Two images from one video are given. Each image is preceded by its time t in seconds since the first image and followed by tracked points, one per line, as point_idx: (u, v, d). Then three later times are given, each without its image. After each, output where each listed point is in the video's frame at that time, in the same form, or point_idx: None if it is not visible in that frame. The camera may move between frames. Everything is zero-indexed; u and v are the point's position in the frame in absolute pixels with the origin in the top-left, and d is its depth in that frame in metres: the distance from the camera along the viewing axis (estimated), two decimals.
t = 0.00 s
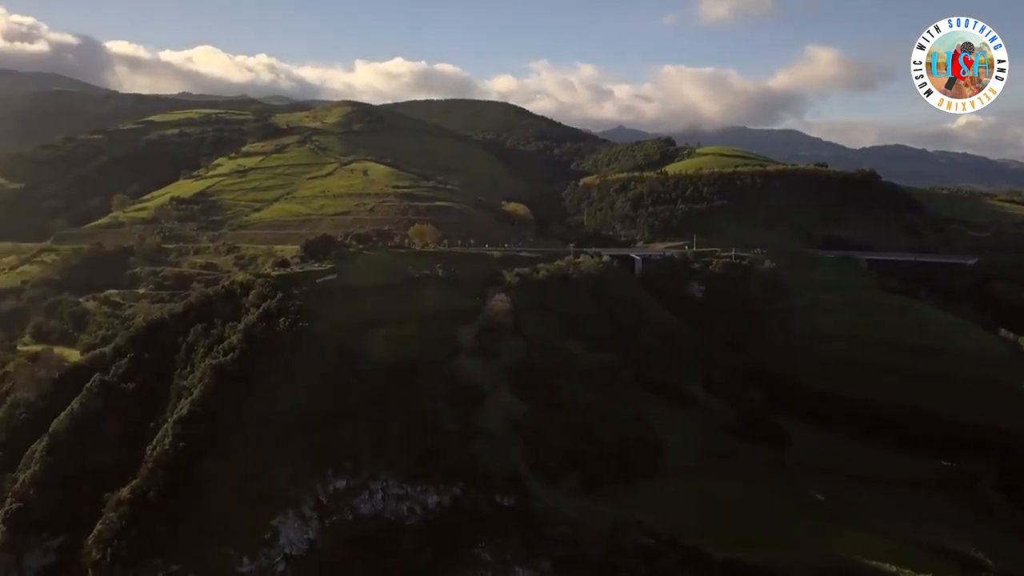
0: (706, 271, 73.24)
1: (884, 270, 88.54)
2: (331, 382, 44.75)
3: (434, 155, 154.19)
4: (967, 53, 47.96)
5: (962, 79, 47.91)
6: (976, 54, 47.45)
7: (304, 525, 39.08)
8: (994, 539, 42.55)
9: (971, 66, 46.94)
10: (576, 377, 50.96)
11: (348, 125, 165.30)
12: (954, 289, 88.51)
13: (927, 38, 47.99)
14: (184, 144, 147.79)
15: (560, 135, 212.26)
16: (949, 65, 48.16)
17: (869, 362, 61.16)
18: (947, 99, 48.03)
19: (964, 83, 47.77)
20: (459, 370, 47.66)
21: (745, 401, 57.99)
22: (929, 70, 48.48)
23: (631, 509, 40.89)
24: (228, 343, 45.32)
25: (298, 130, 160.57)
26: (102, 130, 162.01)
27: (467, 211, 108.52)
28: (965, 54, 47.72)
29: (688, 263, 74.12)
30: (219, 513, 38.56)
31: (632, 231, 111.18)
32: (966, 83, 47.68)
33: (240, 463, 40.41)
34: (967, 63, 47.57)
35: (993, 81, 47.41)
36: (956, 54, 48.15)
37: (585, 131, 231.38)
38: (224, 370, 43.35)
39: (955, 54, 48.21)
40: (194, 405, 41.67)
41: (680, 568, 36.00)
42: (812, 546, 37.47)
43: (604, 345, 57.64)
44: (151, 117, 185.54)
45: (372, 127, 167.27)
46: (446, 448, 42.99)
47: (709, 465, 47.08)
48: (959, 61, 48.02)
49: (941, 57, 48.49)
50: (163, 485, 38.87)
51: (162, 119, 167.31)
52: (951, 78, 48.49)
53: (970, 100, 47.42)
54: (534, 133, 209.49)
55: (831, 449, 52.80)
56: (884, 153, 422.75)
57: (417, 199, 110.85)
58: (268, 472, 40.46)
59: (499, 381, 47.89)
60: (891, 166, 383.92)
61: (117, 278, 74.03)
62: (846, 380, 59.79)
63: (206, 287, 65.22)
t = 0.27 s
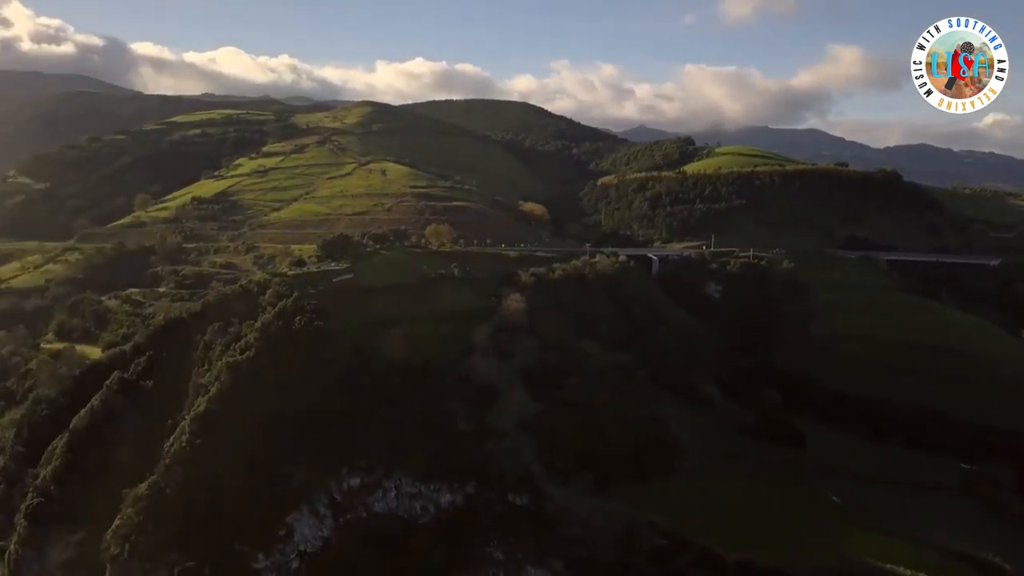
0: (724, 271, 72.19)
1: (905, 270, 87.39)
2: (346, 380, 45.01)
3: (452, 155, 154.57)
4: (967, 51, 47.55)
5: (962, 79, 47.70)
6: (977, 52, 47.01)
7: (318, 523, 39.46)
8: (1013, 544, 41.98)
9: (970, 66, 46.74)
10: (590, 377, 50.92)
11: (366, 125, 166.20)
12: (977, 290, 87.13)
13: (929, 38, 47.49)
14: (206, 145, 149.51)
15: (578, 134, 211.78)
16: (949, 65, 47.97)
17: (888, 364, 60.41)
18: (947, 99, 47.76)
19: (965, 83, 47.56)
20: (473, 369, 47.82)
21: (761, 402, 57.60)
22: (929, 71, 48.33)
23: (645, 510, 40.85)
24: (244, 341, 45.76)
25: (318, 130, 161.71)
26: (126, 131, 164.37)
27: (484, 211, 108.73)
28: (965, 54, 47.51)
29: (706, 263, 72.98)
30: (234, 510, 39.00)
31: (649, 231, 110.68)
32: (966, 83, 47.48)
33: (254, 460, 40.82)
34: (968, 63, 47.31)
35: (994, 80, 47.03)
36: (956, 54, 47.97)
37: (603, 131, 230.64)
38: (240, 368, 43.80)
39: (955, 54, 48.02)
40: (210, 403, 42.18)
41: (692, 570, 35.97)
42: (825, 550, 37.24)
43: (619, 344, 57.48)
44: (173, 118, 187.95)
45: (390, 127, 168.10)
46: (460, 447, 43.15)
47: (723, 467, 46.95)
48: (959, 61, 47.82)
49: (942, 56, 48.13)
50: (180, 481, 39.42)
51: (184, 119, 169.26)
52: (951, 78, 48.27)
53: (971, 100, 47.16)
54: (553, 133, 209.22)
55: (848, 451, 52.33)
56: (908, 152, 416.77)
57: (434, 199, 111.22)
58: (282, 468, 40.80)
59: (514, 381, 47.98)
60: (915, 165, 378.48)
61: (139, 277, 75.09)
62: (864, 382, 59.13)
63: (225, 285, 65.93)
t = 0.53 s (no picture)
0: (740, 271, 70.62)
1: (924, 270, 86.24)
2: (358, 379, 45.22)
3: (468, 155, 154.75)
4: (967, 51, 47.15)
5: (962, 79, 47.19)
6: (976, 53, 46.62)
7: (331, 521, 39.85)
8: None
9: (971, 66, 46.26)
10: (603, 377, 50.79)
11: (383, 125, 167.13)
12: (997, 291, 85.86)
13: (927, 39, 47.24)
14: (224, 145, 150.91)
15: (594, 134, 210.94)
16: (949, 65, 47.45)
17: (904, 365, 59.71)
18: (947, 100, 47.29)
19: (965, 83, 47.03)
20: (485, 368, 47.86)
21: (776, 403, 57.17)
22: (929, 70, 47.83)
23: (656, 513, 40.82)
24: (258, 340, 46.10)
25: (334, 130, 162.56)
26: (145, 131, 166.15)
27: (499, 211, 108.85)
28: (966, 54, 47.01)
29: (721, 263, 71.50)
30: (248, 507, 39.43)
31: (665, 231, 110.20)
32: (966, 83, 46.97)
33: (267, 458, 41.17)
34: (968, 63, 46.81)
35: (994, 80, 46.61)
36: (957, 53, 47.43)
37: (620, 130, 229.88)
38: (254, 367, 44.14)
39: (956, 53, 47.49)
40: (224, 401, 42.60)
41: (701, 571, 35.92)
42: (835, 555, 37.05)
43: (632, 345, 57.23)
44: (192, 119, 189.79)
45: (406, 127, 168.68)
46: (471, 446, 43.21)
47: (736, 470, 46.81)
48: (960, 61, 47.30)
49: (942, 57, 47.72)
50: (194, 478, 39.90)
51: (202, 120, 170.55)
52: (951, 78, 47.74)
53: (970, 100, 46.77)
54: (569, 133, 208.65)
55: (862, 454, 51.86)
56: (929, 151, 411.52)
57: (449, 199, 111.45)
58: (295, 466, 41.18)
59: (525, 380, 47.95)
60: (936, 164, 373.59)
61: (157, 275, 75.90)
62: (880, 383, 58.49)
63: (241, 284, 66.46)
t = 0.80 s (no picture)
0: (754, 272, 69.54)
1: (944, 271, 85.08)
2: (371, 378, 45.37)
3: (483, 155, 154.75)
4: (967, 52, 46.82)
5: (962, 79, 46.79)
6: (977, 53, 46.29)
7: (343, 519, 40.18)
8: None
9: (971, 66, 45.81)
10: (615, 376, 50.67)
11: (399, 125, 167.89)
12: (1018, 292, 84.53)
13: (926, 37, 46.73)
14: (241, 145, 152.09)
15: (610, 133, 210.15)
16: (949, 64, 47.00)
17: (921, 367, 59.00)
18: (947, 100, 46.86)
19: (964, 83, 46.64)
20: (497, 367, 47.87)
21: (790, 404, 56.76)
22: (929, 70, 47.41)
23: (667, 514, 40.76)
24: (272, 339, 46.33)
25: (350, 130, 163.28)
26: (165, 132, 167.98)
27: (513, 211, 108.88)
28: (966, 54, 46.56)
29: (736, 263, 70.32)
30: (261, 505, 39.79)
31: (680, 231, 109.76)
32: (966, 83, 46.57)
33: (280, 456, 41.44)
34: (968, 63, 46.34)
35: (995, 80, 46.26)
36: (957, 53, 46.98)
37: (636, 130, 228.92)
38: (267, 366, 44.40)
39: (956, 53, 47.04)
40: (238, 400, 42.92)
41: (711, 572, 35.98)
42: (846, 557, 36.86)
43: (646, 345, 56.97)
44: (211, 120, 191.60)
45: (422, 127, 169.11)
46: (482, 445, 43.28)
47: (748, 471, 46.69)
48: (960, 61, 46.86)
49: (941, 57, 47.38)
50: (208, 476, 40.21)
51: (220, 121, 171.85)
52: (951, 77, 47.31)
53: (971, 101, 46.38)
54: (585, 133, 208.05)
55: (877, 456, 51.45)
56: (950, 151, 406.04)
57: (464, 199, 111.59)
58: (307, 464, 41.48)
59: (537, 380, 47.91)
60: (957, 163, 368.53)
61: (175, 275, 76.64)
62: (896, 385, 57.86)
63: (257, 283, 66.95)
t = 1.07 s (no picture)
0: (774, 273, 67.70)
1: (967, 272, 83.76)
2: (386, 377, 45.63)
3: (502, 155, 154.87)
4: (967, 51, 47.64)
5: (962, 79, 47.99)
6: (975, 53, 47.05)
7: (358, 516, 40.51)
8: None
9: (971, 66, 47.00)
10: (631, 377, 50.58)
11: (419, 125, 168.83)
12: None
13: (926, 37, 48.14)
14: (262, 145, 153.64)
15: (629, 133, 209.28)
16: (949, 64, 48.38)
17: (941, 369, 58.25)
18: (946, 99, 48.14)
19: (964, 83, 47.76)
20: (512, 367, 47.94)
21: (808, 406, 56.20)
22: (929, 70, 48.61)
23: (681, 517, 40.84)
24: (289, 337, 46.58)
25: (370, 131, 164.22)
26: (188, 132, 170.16)
27: (531, 211, 108.98)
28: (966, 54, 47.74)
29: (755, 264, 68.42)
30: (277, 503, 40.18)
31: (699, 231, 109.20)
32: (966, 83, 47.69)
33: (296, 454, 41.85)
34: (967, 63, 47.64)
35: (995, 80, 47.13)
36: (957, 54, 48.20)
37: (656, 129, 227.83)
38: (284, 364, 44.69)
39: (956, 54, 48.26)
40: (255, 398, 43.31)
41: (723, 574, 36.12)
42: (861, 562, 36.73)
43: (662, 346, 56.65)
44: (233, 121, 193.71)
45: (441, 127, 169.75)
46: (496, 444, 43.43)
47: (762, 473, 46.62)
48: (959, 61, 48.18)
49: (941, 57, 48.70)
50: (225, 473, 40.60)
51: (243, 121, 174.18)
52: (951, 78, 48.56)
53: (970, 99, 47.41)
54: (604, 134, 207.42)
55: (895, 459, 50.98)
56: (977, 150, 399.50)
57: (481, 199, 111.84)
58: (322, 462, 41.86)
59: (552, 379, 47.96)
60: (984, 163, 362.27)
61: (196, 274, 77.61)
62: (916, 388, 57.14)
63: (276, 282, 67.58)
